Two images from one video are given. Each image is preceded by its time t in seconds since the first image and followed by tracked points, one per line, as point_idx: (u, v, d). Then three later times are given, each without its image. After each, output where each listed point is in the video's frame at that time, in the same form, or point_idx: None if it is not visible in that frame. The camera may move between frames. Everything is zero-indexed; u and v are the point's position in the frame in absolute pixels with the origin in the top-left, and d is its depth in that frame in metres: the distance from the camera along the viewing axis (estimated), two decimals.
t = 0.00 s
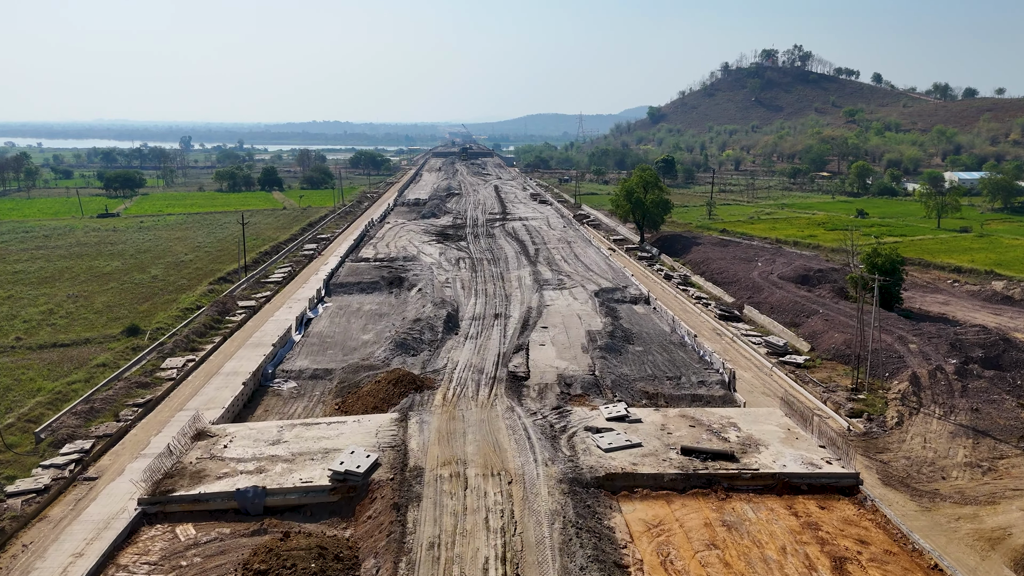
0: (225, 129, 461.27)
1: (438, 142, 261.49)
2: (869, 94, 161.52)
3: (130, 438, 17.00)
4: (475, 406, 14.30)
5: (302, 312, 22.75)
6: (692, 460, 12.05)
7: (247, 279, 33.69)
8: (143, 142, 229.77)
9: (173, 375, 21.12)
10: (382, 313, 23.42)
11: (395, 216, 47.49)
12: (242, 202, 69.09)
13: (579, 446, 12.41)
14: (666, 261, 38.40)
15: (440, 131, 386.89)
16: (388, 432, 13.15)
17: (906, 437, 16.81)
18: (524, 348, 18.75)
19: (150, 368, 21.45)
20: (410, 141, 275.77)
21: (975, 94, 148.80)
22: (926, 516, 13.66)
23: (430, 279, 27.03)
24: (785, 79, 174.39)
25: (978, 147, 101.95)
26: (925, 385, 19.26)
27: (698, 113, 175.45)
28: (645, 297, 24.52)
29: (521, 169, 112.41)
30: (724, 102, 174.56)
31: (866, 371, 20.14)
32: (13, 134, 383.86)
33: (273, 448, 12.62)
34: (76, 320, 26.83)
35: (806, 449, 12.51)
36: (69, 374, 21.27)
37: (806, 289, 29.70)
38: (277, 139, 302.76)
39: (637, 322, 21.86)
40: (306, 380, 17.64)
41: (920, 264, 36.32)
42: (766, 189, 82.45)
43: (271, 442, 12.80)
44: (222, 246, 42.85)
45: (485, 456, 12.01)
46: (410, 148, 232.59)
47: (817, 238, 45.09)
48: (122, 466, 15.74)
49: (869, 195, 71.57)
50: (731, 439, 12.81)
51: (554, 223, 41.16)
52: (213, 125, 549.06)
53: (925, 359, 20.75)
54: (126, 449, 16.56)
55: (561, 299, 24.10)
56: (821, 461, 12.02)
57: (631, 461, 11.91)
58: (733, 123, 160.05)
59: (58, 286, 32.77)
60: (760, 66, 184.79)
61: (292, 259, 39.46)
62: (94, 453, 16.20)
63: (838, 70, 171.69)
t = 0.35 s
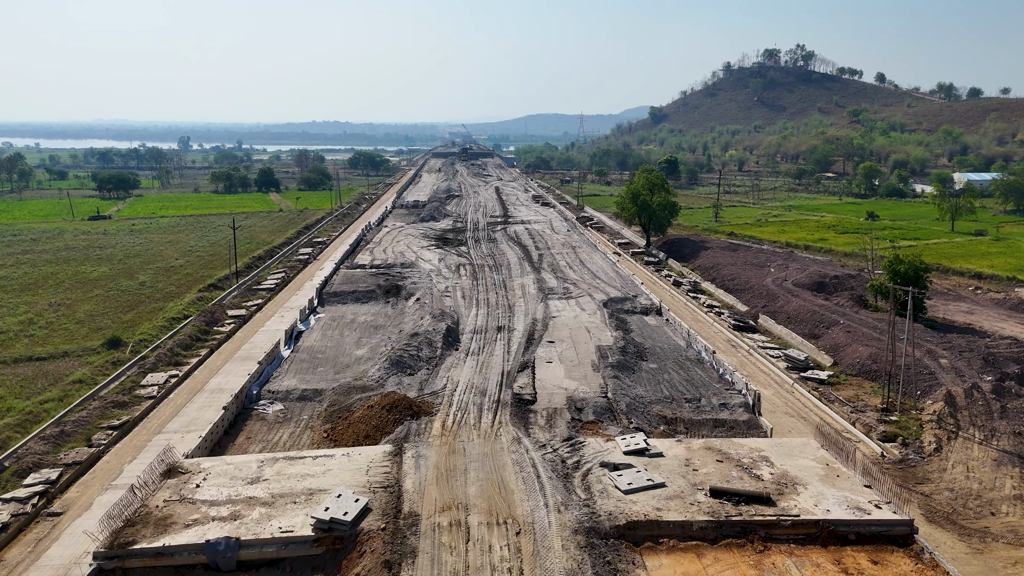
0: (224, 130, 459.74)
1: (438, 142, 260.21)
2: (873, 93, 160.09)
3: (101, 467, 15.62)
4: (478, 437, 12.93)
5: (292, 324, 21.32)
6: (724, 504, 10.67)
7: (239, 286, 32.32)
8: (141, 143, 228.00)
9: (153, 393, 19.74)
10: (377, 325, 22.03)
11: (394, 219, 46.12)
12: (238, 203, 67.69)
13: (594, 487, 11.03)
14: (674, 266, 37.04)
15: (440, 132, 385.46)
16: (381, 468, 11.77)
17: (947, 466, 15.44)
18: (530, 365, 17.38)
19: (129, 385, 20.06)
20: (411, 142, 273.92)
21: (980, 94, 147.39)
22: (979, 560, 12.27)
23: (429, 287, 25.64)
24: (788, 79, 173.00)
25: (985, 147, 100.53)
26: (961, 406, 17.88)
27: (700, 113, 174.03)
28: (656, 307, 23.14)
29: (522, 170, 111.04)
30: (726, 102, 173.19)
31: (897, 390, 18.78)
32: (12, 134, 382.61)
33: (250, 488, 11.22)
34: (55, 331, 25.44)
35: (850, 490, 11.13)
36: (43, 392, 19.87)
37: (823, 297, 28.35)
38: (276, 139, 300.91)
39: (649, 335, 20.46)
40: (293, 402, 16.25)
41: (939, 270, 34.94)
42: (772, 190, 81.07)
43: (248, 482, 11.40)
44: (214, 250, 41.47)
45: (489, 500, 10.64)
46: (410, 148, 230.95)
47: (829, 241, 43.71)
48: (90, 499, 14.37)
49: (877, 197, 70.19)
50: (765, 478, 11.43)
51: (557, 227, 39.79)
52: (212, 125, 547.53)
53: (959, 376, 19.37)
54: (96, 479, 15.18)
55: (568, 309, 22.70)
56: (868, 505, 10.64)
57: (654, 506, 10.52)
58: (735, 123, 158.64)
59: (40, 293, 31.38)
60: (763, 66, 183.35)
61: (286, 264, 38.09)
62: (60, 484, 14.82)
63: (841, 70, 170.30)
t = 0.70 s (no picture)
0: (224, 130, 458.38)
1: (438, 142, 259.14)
2: (876, 93, 158.76)
3: (67, 500, 14.27)
4: (481, 475, 11.57)
5: (280, 338, 19.92)
6: (763, 559, 9.34)
7: (229, 293, 30.96)
8: (139, 143, 226.51)
9: (130, 413, 18.36)
10: (372, 338, 20.68)
11: (392, 222, 44.77)
12: (233, 205, 66.28)
13: (614, 540, 9.69)
14: (682, 271, 35.66)
15: (440, 132, 384.32)
16: (371, 513, 10.42)
17: (995, 499, 14.11)
18: (537, 386, 16.03)
19: (106, 405, 18.70)
20: (411, 142, 272.97)
21: (985, 93, 146.06)
22: None
23: (427, 297, 24.27)
24: (790, 79, 171.71)
25: (992, 147, 99.21)
26: (1003, 429, 16.53)
27: (702, 113, 172.68)
28: (668, 319, 21.79)
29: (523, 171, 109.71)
30: (728, 102, 171.85)
31: (932, 411, 17.45)
32: (10, 134, 381.53)
33: (222, 538, 9.86)
34: (33, 343, 24.07)
35: (905, 542, 9.80)
36: (12, 412, 18.52)
37: (842, 306, 27.01)
38: (276, 140, 299.79)
39: (663, 351, 19.09)
40: (278, 428, 14.88)
41: (958, 275, 33.62)
42: (777, 191, 79.76)
43: (220, 530, 10.05)
44: (206, 255, 40.10)
45: (494, 556, 9.29)
46: (410, 148, 229.69)
47: (840, 245, 42.40)
48: (51, 539, 13.01)
49: (885, 199, 68.84)
50: (806, 526, 10.10)
51: (561, 230, 38.44)
52: (212, 125, 546.07)
53: (997, 395, 18.02)
54: (61, 515, 13.82)
55: (575, 322, 21.33)
56: (929, 561, 9.31)
57: (684, 563, 9.18)
58: (737, 123, 157.32)
59: (21, 301, 29.99)
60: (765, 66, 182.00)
61: (279, 269, 36.71)
62: (20, 521, 13.46)
63: (844, 70, 169.03)
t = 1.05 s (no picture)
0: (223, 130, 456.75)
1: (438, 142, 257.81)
2: (880, 93, 157.40)
3: (27, 539, 12.95)
4: (484, 526, 10.27)
5: (267, 355, 18.53)
6: None
7: (218, 300, 29.57)
8: (141, 144, 225.64)
9: (104, 436, 17.06)
10: (366, 353, 19.33)
11: (390, 225, 43.47)
12: (228, 206, 64.96)
13: None
14: (692, 278, 34.27)
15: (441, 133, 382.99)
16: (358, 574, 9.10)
17: None
18: (544, 410, 14.69)
19: (79, 428, 17.38)
20: (411, 142, 271.85)
21: (990, 94, 144.74)
22: None
23: (425, 307, 22.85)
24: (793, 79, 170.35)
25: (1000, 148, 97.88)
26: None
27: (704, 113, 171.34)
28: (682, 332, 20.42)
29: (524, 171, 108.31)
30: (730, 102, 170.47)
31: (972, 436, 16.11)
32: (9, 133, 380.20)
33: None
34: (7, 356, 22.73)
35: None
36: None
37: (862, 316, 25.68)
38: (276, 139, 297.99)
39: (679, 369, 17.72)
40: (260, 458, 13.54)
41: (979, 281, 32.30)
42: (783, 193, 78.42)
43: None
44: (197, 260, 38.74)
45: None
46: (410, 148, 227.81)
47: (853, 250, 41.09)
48: None
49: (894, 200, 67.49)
50: None
51: (564, 234, 37.13)
52: (211, 125, 544.52)
53: None
54: (18, 556, 12.50)
55: (583, 336, 19.91)
56: None
57: None
58: (740, 123, 155.94)
59: None
60: (767, 65, 180.59)
61: (272, 275, 35.32)
62: None
63: (848, 69, 167.73)
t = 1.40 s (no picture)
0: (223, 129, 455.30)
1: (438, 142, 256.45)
2: (884, 92, 156.03)
3: None
4: None
5: (250, 375, 17.11)
6: None
7: (206, 308, 28.16)
8: (139, 144, 224.24)
9: (73, 464, 15.68)
10: (358, 371, 17.94)
11: (387, 229, 42.10)
12: (223, 208, 63.59)
13: None
14: (701, 285, 32.86)
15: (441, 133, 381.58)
16: None
17: None
18: (553, 439, 13.32)
19: (45, 454, 16.01)
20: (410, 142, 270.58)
21: (995, 94, 143.38)
22: None
23: (422, 318, 21.45)
24: (796, 79, 169.01)
25: (1007, 148, 96.52)
26: None
27: (706, 113, 169.95)
28: (698, 347, 19.03)
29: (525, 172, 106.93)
30: (733, 101, 169.06)
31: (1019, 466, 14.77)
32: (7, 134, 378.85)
33: None
34: None
35: None
36: None
37: (884, 327, 24.32)
38: (276, 140, 296.73)
39: (697, 389, 16.33)
40: (236, 496, 12.17)
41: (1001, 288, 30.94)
42: (789, 194, 77.12)
43: None
44: (187, 265, 37.33)
45: None
46: (409, 148, 226.75)
47: (866, 254, 39.73)
48: None
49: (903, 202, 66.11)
50: None
51: (568, 238, 35.75)
52: (210, 125, 543.15)
53: None
54: None
55: (591, 351, 18.51)
56: None
57: None
58: (742, 123, 154.57)
59: None
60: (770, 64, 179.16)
61: (264, 281, 33.93)
62: None
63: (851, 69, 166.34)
